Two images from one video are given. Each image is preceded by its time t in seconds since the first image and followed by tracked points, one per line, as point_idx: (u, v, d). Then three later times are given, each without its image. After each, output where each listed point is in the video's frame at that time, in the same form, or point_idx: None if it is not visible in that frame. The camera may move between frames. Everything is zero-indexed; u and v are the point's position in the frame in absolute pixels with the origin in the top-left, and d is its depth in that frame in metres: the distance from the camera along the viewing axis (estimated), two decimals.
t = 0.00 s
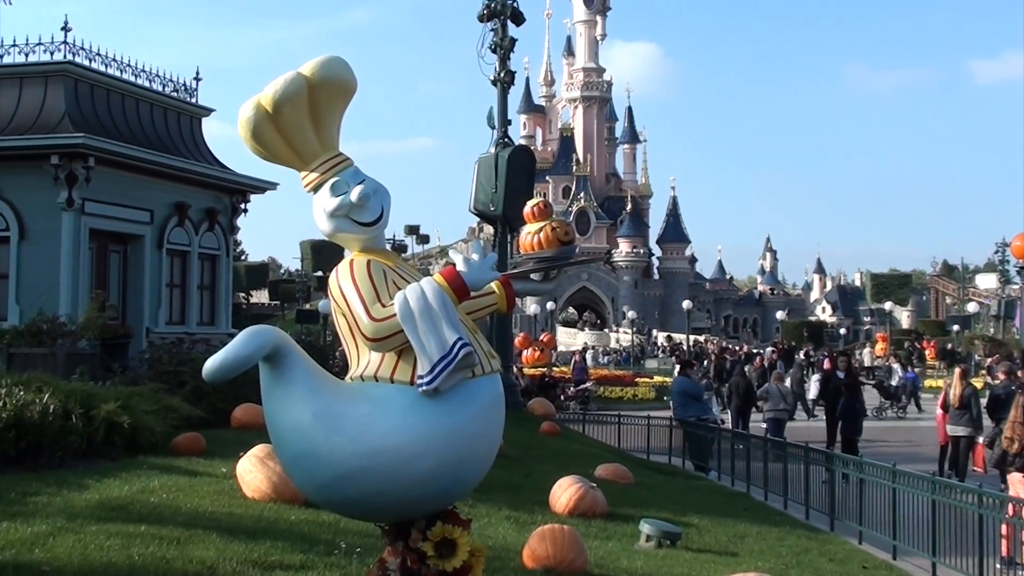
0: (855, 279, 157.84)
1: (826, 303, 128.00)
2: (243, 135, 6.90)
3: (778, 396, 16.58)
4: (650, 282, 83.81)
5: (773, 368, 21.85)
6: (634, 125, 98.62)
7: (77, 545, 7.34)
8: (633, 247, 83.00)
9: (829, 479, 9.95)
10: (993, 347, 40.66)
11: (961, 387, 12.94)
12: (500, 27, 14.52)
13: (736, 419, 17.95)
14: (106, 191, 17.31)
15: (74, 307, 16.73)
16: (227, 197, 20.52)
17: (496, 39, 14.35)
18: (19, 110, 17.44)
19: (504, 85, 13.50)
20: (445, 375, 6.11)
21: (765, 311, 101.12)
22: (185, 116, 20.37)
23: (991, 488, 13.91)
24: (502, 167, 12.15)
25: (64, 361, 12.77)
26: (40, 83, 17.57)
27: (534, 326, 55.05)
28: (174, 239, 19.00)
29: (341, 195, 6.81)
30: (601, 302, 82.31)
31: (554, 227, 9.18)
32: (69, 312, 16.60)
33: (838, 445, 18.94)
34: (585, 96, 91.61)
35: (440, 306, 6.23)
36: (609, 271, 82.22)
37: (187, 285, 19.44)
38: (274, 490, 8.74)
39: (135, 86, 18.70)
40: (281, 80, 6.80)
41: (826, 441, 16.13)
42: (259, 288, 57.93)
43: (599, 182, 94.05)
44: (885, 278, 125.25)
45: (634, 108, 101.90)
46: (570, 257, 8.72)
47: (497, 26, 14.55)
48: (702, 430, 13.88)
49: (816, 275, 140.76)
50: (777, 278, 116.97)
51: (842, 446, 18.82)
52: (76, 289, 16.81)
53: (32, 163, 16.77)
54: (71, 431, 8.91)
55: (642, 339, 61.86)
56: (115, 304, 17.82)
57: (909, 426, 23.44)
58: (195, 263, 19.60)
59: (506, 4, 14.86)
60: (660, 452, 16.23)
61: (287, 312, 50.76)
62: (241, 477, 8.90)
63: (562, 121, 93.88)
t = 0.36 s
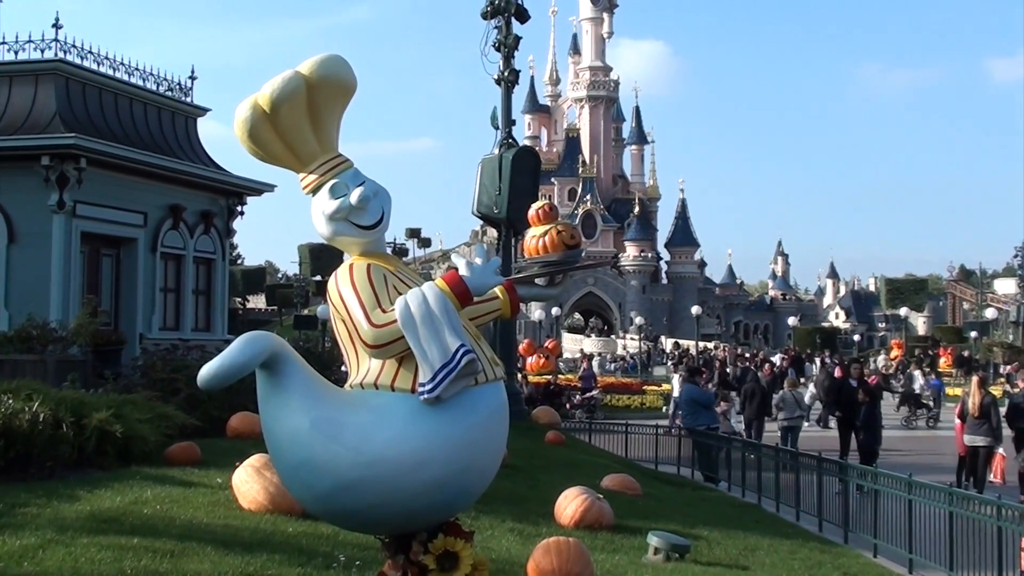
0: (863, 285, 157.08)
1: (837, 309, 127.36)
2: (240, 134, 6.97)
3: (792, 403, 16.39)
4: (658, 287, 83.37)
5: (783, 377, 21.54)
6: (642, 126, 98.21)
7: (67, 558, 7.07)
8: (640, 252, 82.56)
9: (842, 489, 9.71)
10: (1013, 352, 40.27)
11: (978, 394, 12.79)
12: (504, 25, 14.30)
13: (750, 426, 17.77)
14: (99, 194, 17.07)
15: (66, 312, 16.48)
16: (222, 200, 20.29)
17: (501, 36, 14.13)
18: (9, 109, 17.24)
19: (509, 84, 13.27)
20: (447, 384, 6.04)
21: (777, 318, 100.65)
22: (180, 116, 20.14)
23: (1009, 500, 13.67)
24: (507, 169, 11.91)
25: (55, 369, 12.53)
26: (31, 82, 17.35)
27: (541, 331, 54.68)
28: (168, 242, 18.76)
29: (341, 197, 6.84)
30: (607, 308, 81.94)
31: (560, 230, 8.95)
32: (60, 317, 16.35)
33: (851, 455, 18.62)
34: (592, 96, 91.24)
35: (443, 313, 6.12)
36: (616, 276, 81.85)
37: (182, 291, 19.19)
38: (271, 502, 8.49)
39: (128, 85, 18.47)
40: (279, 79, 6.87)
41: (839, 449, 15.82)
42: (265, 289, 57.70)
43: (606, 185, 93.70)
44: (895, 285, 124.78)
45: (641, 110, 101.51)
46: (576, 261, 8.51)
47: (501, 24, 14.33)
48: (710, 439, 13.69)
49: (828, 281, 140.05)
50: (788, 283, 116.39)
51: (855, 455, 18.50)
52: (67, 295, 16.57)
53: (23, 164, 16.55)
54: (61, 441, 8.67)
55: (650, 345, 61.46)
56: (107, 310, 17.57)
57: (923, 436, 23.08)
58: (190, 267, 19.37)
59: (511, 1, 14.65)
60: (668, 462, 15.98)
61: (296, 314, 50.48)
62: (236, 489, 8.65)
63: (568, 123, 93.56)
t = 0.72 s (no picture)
0: (871, 291, 156.36)
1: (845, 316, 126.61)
2: (237, 134, 7.76)
3: (800, 413, 16.22)
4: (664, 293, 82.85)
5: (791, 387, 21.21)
6: (648, 127, 97.71)
7: (53, 570, 6.81)
8: (645, 256, 82.09)
9: (853, 503, 9.49)
10: None
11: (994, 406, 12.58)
12: (505, 23, 14.10)
13: (761, 434, 17.66)
14: (89, 194, 16.84)
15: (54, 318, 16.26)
16: (216, 202, 20.06)
17: (502, 35, 13.92)
18: None
19: (510, 84, 13.05)
20: (445, 392, 6.34)
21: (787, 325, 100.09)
22: (172, 115, 19.91)
23: None
24: (507, 172, 11.68)
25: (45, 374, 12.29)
26: (19, 80, 17.12)
27: (548, 337, 54.21)
28: (160, 245, 18.52)
29: (338, 199, 7.57)
30: (612, 313, 81.49)
31: (563, 234, 8.80)
32: (47, 322, 16.12)
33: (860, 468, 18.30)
34: (596, 96, 90.77)
35: (441, 320, 6.45)
36: (621, 282, 81.37)
37: (173, 296, 18.94)
38: (264, 513, 8.26)
39: (118, 83, 18.25)
40: (275, 80, 7.65)
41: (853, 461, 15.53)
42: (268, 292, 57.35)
43: (610, 188, 93.27)
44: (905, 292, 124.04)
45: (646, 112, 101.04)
46: (580, 266, 8.33)
47: (503, 22, 14.11)
48: (717, 450, 13.49)
49: (839, 288, 139.22)
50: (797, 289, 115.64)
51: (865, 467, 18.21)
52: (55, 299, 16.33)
53: (10, 164, 16.30)
54: (49, 449, 8.44)
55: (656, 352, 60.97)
56: (97, 314, 17.31)
57: (936, 448, 22.70)
58: (182, 272, 19.13)
59: None
60: (673, 473, 15.72)
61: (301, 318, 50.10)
62: (230, 499, 8.40)
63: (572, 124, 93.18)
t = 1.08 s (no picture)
0: (881, 300, 155.66)
1: (857, 325, 125.89)
2: (233, 137, 7.71)
3: (813, 424, 16.13)
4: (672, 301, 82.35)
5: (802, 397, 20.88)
6: (656, 130, 97.09)
7: None
8: (652, 263, 81.61)
9: (868, 517, 9.39)
10: None
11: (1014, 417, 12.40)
12: (508, 22, 13.88)
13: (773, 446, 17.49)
14: (78, 199, 16.61)
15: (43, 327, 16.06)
16: (212, 206, 19.82)
17: (506, 35, 13.72)
18: None
19: (515, 85, 12.83)
20: (447, 403, 6.68)
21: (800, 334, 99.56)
22: (166, 117, 19.69)
23: None
24: (511, 176, 11.43)
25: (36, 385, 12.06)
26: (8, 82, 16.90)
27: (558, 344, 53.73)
28: (153, 252, 18.29)
29: (337, 204, 7.61)
30: (618, 321, 81.06)
31: (569, 240, 8.63)
32: (35, 331, 15.91)
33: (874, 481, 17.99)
34: (603, 98, 90.22)
35: (441, 330, 6.77)
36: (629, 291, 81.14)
37: (167, 304, 18.70)
38: (260, 527, 8.02)
39: (110, 85, 18.02)
40: (272, 82, 7.60)
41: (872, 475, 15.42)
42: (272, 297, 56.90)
43: (617, 193, 92.79)
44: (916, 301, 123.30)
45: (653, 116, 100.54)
46: (587, 272, 8.15)
47: (506, 21, 13.89)
48: (725, 463, 13.33)
49: (852, 295, 138.51)
50: (808, 296, 114.94)
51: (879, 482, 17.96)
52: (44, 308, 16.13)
53: None
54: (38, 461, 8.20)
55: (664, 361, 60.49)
56: (87, 322, 17.07)
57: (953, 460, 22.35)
58: (176, 279, 18.88)
59: None
60: (682, 487, 15.48)
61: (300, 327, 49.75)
62: (224, 513, 8.15)
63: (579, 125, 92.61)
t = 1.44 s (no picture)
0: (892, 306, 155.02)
1: (866, 331, 125.15)
2: (226, 138, 7.51)
3: (830, 435, 15.96)
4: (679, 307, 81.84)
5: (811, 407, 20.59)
6: (662, 131, 96.54)
7: None
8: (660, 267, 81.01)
9: (881, 529, 9.37)
10: None
11: None
12: (511, 20, 13.67)
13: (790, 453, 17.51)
14: (67, 201, 16.39)
15: (31, 332, 15.82)
16: (205, 209, 19.59)
17: (508, 33, 13.52)
18: None
19: (517, 85, 12.62)
20: (447, 412, 7.18)
21: (809, 340, 98.92)
22: (158, 117, 19.44)
23: None
24: (513, 178, 11.21)
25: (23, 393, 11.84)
26: None
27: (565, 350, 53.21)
28: (145, 255, 18.06)
29: (333, 208, 7.47)
30: (624, 328, 80.56)
31: (572, 244, 8.50)
32: (23, 337, 15.67)
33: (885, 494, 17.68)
34: (609, 98, 89.66)
35: (441, 338, 7.23)
36: (636, 297, 80.81)
37: (159, 309, 18.46)
38: (255, 540, 7.79)
39: (100, 84, 17.80)
40: (267, 81, 7.40)
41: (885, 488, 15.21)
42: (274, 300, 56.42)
43: (623, 196, 92.30)
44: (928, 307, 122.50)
45: (660, 117, 99.91)
46: (590, 279, 8.12)
47: (509, 19, 13.66)
48: (735, 473, 13.21)
49: (864, 300, 137.79)
50: (817, 302, 114.25)
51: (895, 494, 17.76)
52: (32, 313, 15.88)
53: None
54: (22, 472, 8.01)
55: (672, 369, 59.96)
56: (76, 328, 16.88)
57: (968, 472, 22.01)
58: (168, 283, 18.64)
59: None
60: (688, 498, 15.25)
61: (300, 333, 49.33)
62: (218, 526, 7.91)
63: (585, 126, 92.05)
